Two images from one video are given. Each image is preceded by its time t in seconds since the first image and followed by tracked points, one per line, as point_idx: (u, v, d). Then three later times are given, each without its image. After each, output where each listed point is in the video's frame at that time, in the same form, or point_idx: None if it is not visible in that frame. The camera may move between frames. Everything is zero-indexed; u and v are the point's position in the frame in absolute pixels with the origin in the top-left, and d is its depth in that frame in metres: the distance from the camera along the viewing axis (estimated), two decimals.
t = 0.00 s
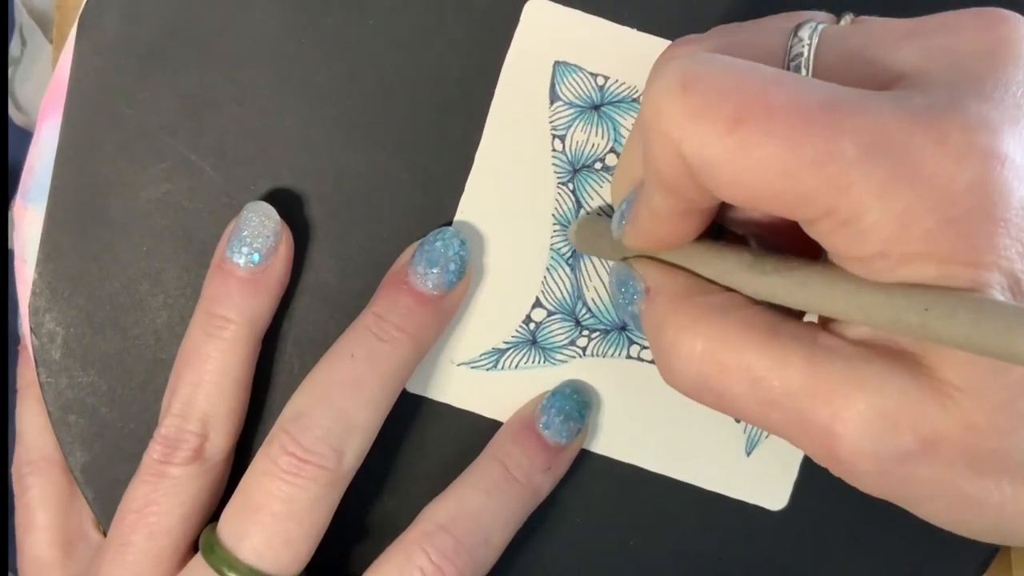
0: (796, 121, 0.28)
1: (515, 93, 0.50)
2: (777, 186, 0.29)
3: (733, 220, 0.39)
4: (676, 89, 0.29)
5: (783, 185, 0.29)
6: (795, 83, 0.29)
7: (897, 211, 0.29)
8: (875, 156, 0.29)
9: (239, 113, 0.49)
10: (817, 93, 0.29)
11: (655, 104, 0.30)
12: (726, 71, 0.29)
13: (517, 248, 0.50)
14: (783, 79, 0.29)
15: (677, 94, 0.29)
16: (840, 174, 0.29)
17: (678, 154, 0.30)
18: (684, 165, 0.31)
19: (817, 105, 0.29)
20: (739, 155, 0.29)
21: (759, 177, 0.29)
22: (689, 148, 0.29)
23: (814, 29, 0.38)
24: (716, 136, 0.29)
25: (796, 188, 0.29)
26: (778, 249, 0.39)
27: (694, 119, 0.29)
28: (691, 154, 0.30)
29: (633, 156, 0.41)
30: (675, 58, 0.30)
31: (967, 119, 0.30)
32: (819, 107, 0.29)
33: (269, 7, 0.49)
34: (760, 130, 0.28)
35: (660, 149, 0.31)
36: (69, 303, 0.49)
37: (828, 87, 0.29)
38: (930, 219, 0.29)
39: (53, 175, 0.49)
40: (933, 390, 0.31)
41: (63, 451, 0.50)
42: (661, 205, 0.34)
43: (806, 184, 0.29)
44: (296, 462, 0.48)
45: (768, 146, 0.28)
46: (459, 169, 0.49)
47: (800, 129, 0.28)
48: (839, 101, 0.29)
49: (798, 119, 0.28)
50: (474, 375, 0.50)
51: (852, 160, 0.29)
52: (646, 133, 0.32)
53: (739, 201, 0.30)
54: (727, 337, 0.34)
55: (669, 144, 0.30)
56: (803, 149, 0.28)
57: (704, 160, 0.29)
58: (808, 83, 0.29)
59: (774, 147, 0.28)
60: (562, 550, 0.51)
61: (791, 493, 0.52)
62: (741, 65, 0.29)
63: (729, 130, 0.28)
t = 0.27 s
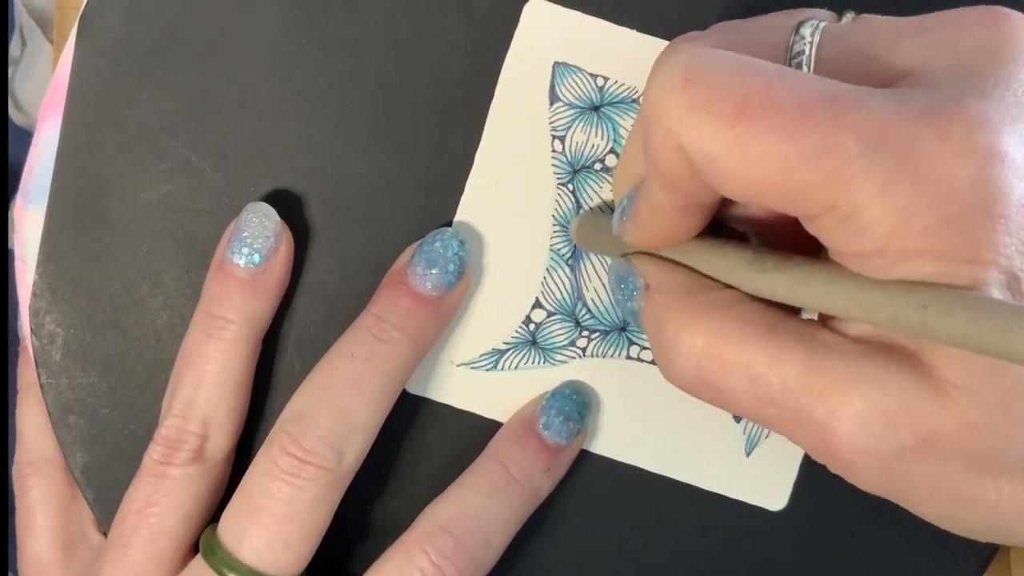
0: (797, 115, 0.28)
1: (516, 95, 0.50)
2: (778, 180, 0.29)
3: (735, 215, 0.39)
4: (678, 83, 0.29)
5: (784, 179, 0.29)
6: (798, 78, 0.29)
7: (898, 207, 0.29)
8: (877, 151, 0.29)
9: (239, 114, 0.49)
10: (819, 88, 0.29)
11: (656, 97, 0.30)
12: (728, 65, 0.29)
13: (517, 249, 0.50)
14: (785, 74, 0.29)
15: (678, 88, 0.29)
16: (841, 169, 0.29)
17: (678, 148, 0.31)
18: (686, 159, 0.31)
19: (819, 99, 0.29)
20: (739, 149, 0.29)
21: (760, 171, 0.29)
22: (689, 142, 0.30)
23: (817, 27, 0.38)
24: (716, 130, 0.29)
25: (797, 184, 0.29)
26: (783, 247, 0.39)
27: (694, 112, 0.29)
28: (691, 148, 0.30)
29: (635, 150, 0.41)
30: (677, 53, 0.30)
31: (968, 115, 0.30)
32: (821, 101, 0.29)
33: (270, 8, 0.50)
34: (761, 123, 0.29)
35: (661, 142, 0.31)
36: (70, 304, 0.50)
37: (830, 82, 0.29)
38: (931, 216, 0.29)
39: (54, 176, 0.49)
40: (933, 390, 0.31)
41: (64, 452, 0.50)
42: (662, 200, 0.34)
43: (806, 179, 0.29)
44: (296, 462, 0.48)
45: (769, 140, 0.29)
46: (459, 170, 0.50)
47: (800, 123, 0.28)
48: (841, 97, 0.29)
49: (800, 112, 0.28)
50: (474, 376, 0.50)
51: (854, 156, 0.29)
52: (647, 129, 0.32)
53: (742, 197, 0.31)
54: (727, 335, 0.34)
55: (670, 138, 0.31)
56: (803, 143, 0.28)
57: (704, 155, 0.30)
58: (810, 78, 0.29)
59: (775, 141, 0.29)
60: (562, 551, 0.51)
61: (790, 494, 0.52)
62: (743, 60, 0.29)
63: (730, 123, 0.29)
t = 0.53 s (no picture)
0: (802, 113, 0.28)
1: (515, 95, 0.50)
2: (781, 177, 0.29)
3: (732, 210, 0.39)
4: (683, 77, 0.29)
5: (788, 176, 0.29)
6: (803, 76, 0.29)
7: (902, 208, 0.29)
8: (881, 153, 0.29)
9: (239, 114, 0.49)
10: (824, 87, 0.29)
11: (661, 91, 0.30)
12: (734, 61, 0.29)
13: (517, 249, 0.50)
14: (791, 71, 0.29)
15: (683, 82, 0.29)
16: (846, 168, 0.29)
17: (680, 142, 0.30)
18: (689, 154, 0.31)
19: (823, 100, 0.29)
20: (743, 144, 0.29)
21: (763, 169, 0.29)
22: (692, 135, 0.29)
23: (822, 22, 0.38)
24: (721, 126, 0.29)
25: (801, 181, 0.29)
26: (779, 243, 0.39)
27: (699, 106, 0.29)
28: (694, 143, 0.30)
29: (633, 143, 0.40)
30: (683, 47, 0.30)
31: (971, 119, 0.30)
32: (826, 101, 0.29)
33: (269, 8, 0.50)
34: (765, 120, 0.28)
35: (663, 136, 0.31)
36: (69, 304, 0.49)
37: (835, 82, 0.29)
38: (933, 218, 0.29)
39: (53, 176, 0.49)
40: (932, 389, 0.31)
41: (63, 452, 0.50)
42: (661, 190, 0.34)
43: (809, 177, 0.29)
44: (296, 462, 0.48)
45: (773, 137, 0.28)
46: (459, 170, 0.49)
47: (804, 123, 0.28)
48: (845, 99, 0.29)
49: (804, 110, 0.28)
50: (474, 376, 0.50)
51: (858, 156, 0.29)
52: (651, 121, 0.32)
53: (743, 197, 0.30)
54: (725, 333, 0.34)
55: (673, 131, 0.30)
56: (807, 142, 0.28)
57: (707, 149, 0.29)
58: (816, 77, 0.29)
59: (779, 138, 0.28)
60: (562, 551, 0.51)
61: (789, 494, 0.52)
62: (749, 56, 0.29)
63: (734, 120, 0.29)
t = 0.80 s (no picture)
0: (800, 111, 0.28)
1: (514, 95, 0.50)
2: (779, 177, 0.29)
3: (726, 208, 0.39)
4: (683, 74, 0.29)
5: (786, 176, 0.29)
6: (804, 76, 0.29)
7: (901, 206, 0.29)
8: (880, 152, 0.29)
9: (239, 114, 0.49)
10: (824, 87, 0.29)
11: (661, 88, 0.30)
12: (733, 59, 0.29)
13: (515, 249, 0.50)
14: (791, 70, 0.29)
15: (683, 78, 0.29)
16: (844, 168, 0.29)
17: (679, 140, 0.30)
18: (688, 152, 0.31)
19: (824, 98, 0.29)
20: (741, 142, 0.29)
21: (760, 167, 0.29)
22: (691, 133, 0.30)
23: (819, 24, 0.37)
24: (720, 122, 0.29)
25: (799, 181, 0.29)
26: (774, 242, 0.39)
27: (698, 103, 0.29)
28: (693, 140, 0.30)
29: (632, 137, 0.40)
30: (685, 45, 0.30)
31: (970, 118, 0.30)
32: (825, 100, 0.29)
33: (269, 8, 0.50)
34: (764, 118, 0.28)
35: (662, 135, 0.31)
36: (69, 305, 0.50)
37: (836, 82, 0.29)
38: (930, 218, 0.29)
39: (53, 176, 0.49)
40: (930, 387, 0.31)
41: (63, 452, 0.50)
42: (659, 190, 0.34)
43: (807, 175, 0.29)
44: (296, 462, 0.48)
45: (771, 135, 0.28)
46: (458, 169, 0.50)
47: (803, 121, 0.28)
48: (846, 97, 0.29)
49: (803, 109, 0.28)
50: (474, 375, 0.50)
51: (857, 155, 0.28)
52: (650, 120, 0.32)
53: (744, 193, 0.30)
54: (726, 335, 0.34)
55: (672, 129, 0.30)
56: (805, 140, 0.28)
57: (707, 147, 0.30)
58: (816, 77, 0.29)
59: (777, 136, 0.28)
60: (561, 551, 0.51)
61: (789, 493, 0.52)
62: (750, 55, 0.29)
63: (732, 116, 0.29)
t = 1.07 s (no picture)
0: (854, 90, 0.27)
1: (515, 96, 0.50)
2: (832, 160, 0.28)
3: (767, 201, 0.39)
4: (724, 61, 0.29)
5: (837, 158, 0.28)
6: (850, 57, 0.28)
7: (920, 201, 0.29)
8: (935, 130, 0.27)
9: (239, 114, 0.49)
10: (876, 65, 0.28)
11: (703, 74, 0.29)
12: (778, 41, 0.28)
13: (517, 249, 0.50)
14: (840, 50, 0.28)
15: (725, 64, 0.29)
16: (895, 150, 0.27)
17: (726, 126, 0.29)
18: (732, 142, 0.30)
19: (875, 78, 0.27)
20: (793, 125, 0.28)
21: (814, 150, 0.28)
22: (736, 120, 0.29)
23: (856, 11, 0.36)
24: (766, 108, 0.28)
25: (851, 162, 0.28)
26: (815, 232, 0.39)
27: (744, 88, 0.28)
28: (740, 125, 0.29)
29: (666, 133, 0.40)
30: (724, 31, 0.30)
31: None
32: (879, 77, 0.27)
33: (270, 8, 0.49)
34: (817, 99, 0.27)
35: (707, 123, 0.30)
36: (69, 305, 0.49)
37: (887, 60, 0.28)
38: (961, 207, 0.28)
39: (53, 176, 0.49)
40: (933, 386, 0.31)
41: (63, 453, 0.50)
42: (698, 183, 0.33)
43: (858, 157, 0.28)
44: (297, 463, 0.48)
45: (826, 116, 0.27)
46: (459, 169, 0.49)
47: (853, 103, 0.27)
48: (899, 76, 0.27)
49: (857, 87, 0.27)
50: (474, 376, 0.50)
51: (912, 133, 0.27)
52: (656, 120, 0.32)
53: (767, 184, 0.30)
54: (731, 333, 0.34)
55: (717, 116, 0.30)
56: (859, 122, 0.27)
57: (758, 131, 0.28)
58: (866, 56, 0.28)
59: (832, 116, 0.27)
60: (563, 551, 0.51)
61: (789, 494, 0.52)
62: (794, 38, 0.28)
63: (783, 98, 0.27)
